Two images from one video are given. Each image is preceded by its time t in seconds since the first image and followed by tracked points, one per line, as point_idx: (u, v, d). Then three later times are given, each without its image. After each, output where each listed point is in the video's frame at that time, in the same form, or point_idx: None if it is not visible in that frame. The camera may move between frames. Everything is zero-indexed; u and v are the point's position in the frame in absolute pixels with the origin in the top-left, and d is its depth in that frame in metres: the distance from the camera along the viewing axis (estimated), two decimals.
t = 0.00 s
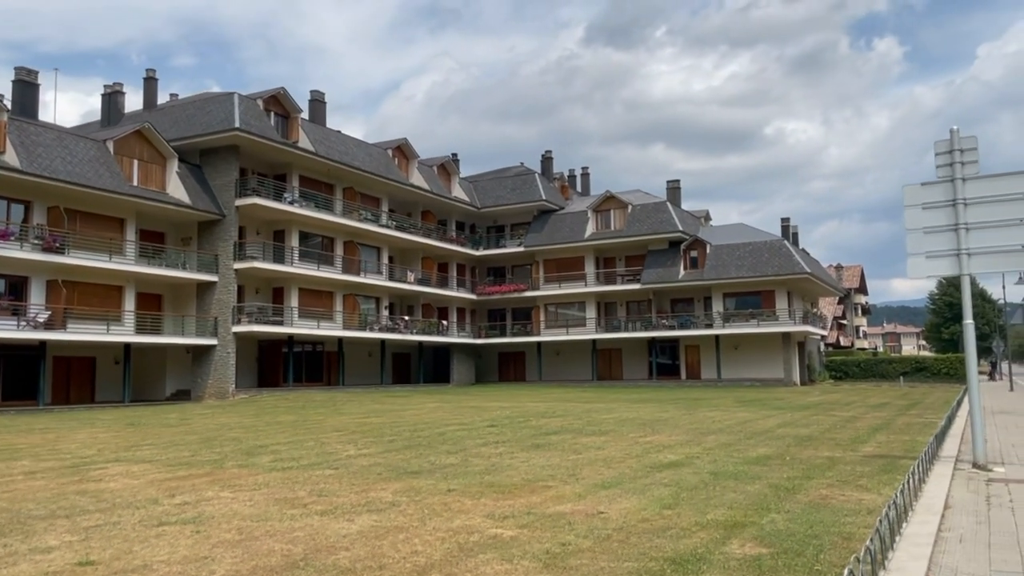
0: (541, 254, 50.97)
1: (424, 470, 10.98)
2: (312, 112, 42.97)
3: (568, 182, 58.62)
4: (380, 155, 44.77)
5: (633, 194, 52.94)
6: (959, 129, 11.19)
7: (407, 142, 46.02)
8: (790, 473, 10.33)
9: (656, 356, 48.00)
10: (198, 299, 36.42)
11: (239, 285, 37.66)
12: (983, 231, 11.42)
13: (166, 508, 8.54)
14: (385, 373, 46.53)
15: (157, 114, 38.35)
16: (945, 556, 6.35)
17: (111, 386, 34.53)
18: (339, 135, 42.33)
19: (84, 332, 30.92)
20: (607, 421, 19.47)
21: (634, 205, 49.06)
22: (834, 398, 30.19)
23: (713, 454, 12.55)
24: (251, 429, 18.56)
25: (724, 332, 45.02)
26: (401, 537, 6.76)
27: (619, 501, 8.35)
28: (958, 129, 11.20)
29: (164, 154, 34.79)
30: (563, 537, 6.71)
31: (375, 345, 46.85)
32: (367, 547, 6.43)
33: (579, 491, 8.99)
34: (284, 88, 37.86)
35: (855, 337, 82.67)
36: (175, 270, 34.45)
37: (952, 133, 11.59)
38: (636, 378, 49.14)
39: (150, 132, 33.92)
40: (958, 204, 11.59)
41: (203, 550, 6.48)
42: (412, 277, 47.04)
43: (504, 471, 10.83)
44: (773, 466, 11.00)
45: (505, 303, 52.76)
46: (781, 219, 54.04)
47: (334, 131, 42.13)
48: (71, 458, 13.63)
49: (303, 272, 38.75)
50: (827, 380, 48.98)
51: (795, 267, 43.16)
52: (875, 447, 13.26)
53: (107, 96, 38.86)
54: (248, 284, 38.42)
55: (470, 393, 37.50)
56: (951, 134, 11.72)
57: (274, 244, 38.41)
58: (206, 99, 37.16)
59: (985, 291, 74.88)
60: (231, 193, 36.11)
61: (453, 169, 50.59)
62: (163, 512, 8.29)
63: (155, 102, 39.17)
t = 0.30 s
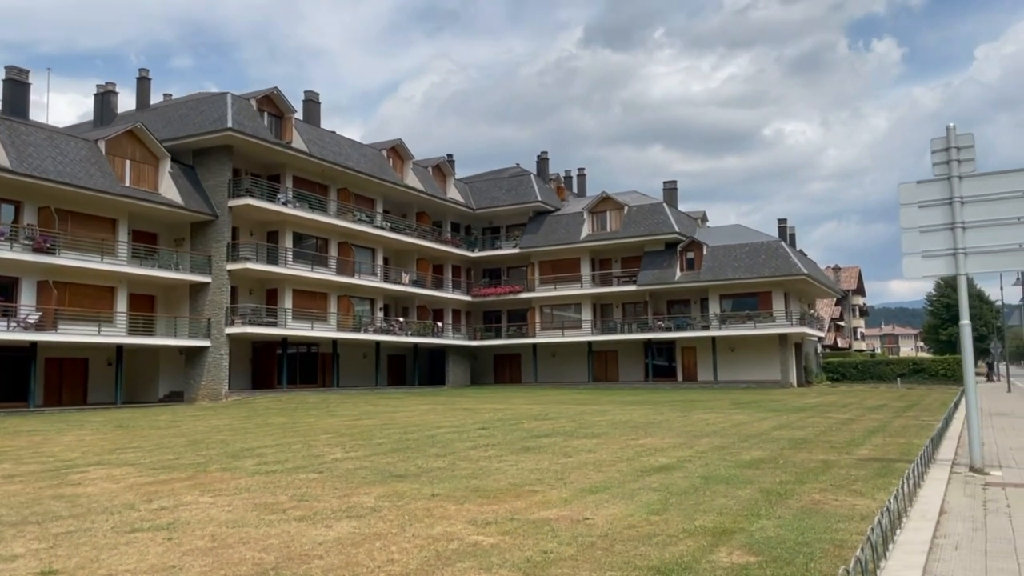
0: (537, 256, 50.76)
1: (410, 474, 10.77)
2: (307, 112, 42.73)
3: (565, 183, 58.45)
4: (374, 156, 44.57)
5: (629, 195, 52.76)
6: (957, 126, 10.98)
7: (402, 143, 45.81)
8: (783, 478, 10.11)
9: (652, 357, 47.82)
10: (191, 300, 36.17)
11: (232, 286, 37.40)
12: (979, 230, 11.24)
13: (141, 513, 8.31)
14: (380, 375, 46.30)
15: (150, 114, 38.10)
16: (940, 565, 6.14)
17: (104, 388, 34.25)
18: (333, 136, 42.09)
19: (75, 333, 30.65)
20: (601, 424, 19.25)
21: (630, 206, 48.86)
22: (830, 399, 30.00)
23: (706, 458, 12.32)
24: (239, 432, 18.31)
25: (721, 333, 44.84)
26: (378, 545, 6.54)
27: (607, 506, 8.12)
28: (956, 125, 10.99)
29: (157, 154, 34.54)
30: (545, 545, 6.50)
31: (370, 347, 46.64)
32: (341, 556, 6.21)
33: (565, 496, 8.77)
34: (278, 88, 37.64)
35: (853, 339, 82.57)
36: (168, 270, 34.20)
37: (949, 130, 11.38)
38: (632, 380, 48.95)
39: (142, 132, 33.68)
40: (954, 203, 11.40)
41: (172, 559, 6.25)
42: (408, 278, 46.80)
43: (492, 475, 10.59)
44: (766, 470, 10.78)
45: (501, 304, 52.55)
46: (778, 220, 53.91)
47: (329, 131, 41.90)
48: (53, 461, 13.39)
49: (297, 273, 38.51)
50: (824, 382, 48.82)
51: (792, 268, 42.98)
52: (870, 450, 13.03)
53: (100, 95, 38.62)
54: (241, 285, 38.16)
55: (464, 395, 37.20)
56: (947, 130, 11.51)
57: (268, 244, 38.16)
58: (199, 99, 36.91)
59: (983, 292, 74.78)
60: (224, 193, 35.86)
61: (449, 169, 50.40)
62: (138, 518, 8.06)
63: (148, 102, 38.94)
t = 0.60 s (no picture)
0: (534, 254, 50.53)
1: (398, 475, 10.53)
2: (303, 110, 42.49)
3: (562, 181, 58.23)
4: (371, 154, 44.32)
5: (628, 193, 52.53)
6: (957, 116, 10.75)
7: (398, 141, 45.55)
8: (780, 477, 9.87)
9: (651, 356, 47.59)
10: (186, 299, 35.90)
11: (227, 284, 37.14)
12: (981, 224, 11.01)
13: (118, 515, 8.06)
14: (377, 374, 46.06)
15: (144, 112, 37.85)
16: (943, 569, 5.89)
17: (98, 388, 33.99)
18: (329, 133, 41.84)
19: (67, 332, 30.37)
20: (597, 423, 19.01)
21: (628, 203, 48.63)
22: (829, 398, 29.76)
23: (702, 457, 12.08)
24: (230, 432, 18.06)
25: (719, 332, 44.60)
26: (357, 549, 6.29)
27: (598, 508, 7.87)
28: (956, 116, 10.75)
29: (151, 152, 34.27)
30: (531, 549, 6.25)
31: (367, 346, 46.40)
32: (317, 562, 5.96)
33: (556, 496, 8.52)
34: (273, 85, 37.39)
35: (852, 337, 82.38)
36: (162, 269, 33.94)
37: (950, 121, 11.14)
38: (631, 379, 48.72)
39: (136, 130, 33.41)
40: (954, 196, 11.16)
41: (143, 565, 6.01)
42: (405, 277, 46.56)
43: (482, 476, 10.35)
44: (763, 470, 10.54)
45: (499, 303, 52.31)
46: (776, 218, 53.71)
47: (325, 129, 41.64)
48: (38, 462, 13.13)
49: (293, 272, 38.25)
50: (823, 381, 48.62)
51: (791, 266, 42.73)
52: (870, 449, 12.78)
53: (93, 93, 38.36)
54: (237, 284, 37.91)
55: (462, 394, 36.96)
56: (947, 122, 11.29)
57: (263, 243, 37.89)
58: (194, 97, 36.66)
59: (982, 291, 74.56)
60: (219, 191, 35.60)
61: (446, 168, 50.18)
62: (114, 521, 7.80)
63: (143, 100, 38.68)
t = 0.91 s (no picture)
0: (531, 253, 50.27)
1: (384, 481, 10.27)
2: (298, 109, 42.24)
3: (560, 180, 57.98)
4: (367, 153, 44.03)
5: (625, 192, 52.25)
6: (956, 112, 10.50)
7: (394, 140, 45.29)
8: (776, 482, 9.62)
9: (649, 356, 47.37)
10: (179, 300, 35.65)
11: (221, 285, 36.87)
12: (978, 223, 10.77)
13: (90, 524, 7.82)
14: (374, 375, 45.82)
15: (137, 111, 37.59)
16: None
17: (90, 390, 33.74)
18: (324, 132, 41.57)
19: (58, 334, 30.13)
20: (591, 424, 18.75)
21: (625, 203, 48.39)
22: (828, 398, 29.50)
23: (696, 461, 11.82)
24: (219, 435, 17.79)
25: (717, 332, 44.37)
26: (330, 562, 6.04)
27: (585, 515, 7.62)
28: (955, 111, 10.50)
29: (143, 152, 34.01)
30: (513, 561, 5.99)
31: (363, 347, 46.15)
32: None
33: (543, 503, 8.27)
34: (267, 84, 37.14)
35: (851, 336, 82.14)
36: (155, 270, 33.68)
37: (948, 117, 10.90)
38: (629, 379, 48.48)
39: (128, 130, 33.16)
40: (952, 194, 10.91)
41: None
42: (401, 277, 46.31)
43: (469, 481, 10.08)
44: (758, 474, 10.30)
45: (496, 303, 52.06)
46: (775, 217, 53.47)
47: (319, 128, 41.38)
48: (20, 466, 12.89)
49: (287, 272, 37.98)
50: (821, 380, 48.40)
51: (788, 265, 42.50)
52: (868, 452, 12.53)
53: (86, 93, 38.12)
54: (231, 284, 37.64)
55: (458, 395, 36.72)
56: (945, 118, 11.04)
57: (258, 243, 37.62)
58: (187, 96, 36.41)
59: (981, 289, 74.33)
60: (212, 191, 35.33)
61: (443, 167, 49.93)
62: (85, 530, 7.56)
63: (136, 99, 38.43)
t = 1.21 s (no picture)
0: (526, 249, 50.05)
1: (366, 478, 10.06)
2: (290, 104, 41.98)
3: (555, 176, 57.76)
4: (360, 149, 43.79)
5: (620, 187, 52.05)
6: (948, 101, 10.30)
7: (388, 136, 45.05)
8: (764, 479, 9.43)
9: (644, 352, 47.21)
10: (170, 296, 35.39)
11: (213, 282, 36.62)
12: (971, 213, 10.59)
13: (59, 525, 7.60)
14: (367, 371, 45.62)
15: (128, 107, 37.31)
16: None
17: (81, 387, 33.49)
18: (317, 128, 41.31)
19: (48, 331, 29.89)
20: (582, 421, 18.55)
21: (620, 198, 48.22)
22: (823, 393, 29.37)
23: (685, 457, 11.64)
24: (205, 433, 17.57)
25: (712, 327, 44.21)
26: (298, 564, 5.84)
27: (566, 514, 7.43)
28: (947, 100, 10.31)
29: (133, 147, 33.73)
30: (487, 561, 5.80)
31: (357, 343, 45.94)
32: None
33: (525, 501, 8.08)
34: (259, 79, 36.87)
35: (846, 332, 82.02)
36: (146, 266, 33.41)
37: (940, 107, 10.71)
38: (624, 375, 48.33)
39: (118, 125, 32.88)
40: (944, 184, 10.73)
41: None
42: (395, 273, 46.11)
43: (453, 479, 9.88)
44: (747, 470, 10.12)
45: (490, 299, 51.85)
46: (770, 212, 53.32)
47: (312, 123, 41.11)
48: None
49: (279, 268, 37.74)
50: (817, 376, 48.33)
51: (784, 260, 42.35)
52: (860, 447, 12.36)
53: (76, 88, 37.82)
54: (223, 281, 37.41)
55: (452, 391, 36.56)
56: (938, 107, 10.85)
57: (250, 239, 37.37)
58: (178, 91, 36.13)
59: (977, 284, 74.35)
60: (203, 187, 35.06)
61: (437, 163, 49.68)
62: (53, 531, 7.35)
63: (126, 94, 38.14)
